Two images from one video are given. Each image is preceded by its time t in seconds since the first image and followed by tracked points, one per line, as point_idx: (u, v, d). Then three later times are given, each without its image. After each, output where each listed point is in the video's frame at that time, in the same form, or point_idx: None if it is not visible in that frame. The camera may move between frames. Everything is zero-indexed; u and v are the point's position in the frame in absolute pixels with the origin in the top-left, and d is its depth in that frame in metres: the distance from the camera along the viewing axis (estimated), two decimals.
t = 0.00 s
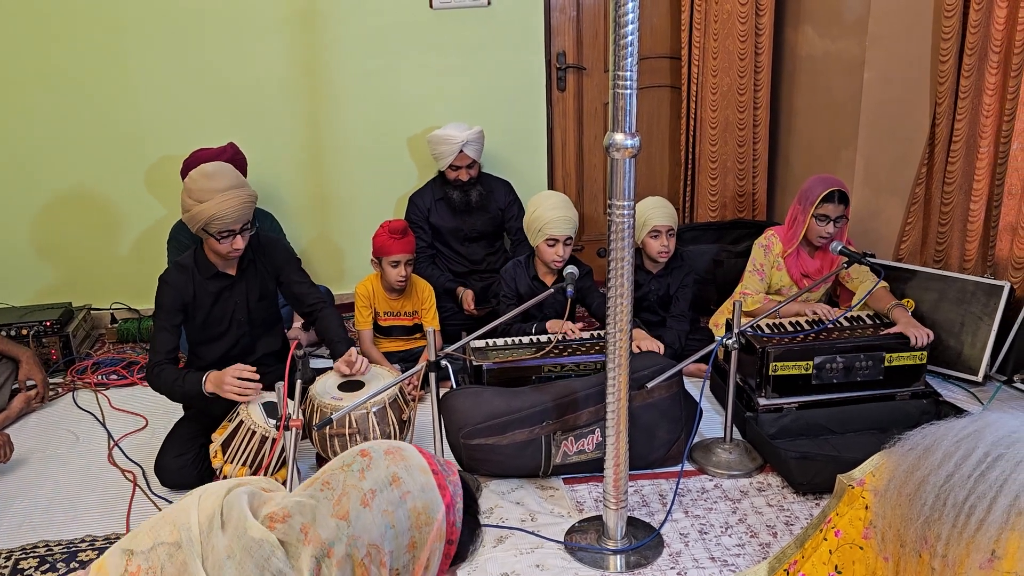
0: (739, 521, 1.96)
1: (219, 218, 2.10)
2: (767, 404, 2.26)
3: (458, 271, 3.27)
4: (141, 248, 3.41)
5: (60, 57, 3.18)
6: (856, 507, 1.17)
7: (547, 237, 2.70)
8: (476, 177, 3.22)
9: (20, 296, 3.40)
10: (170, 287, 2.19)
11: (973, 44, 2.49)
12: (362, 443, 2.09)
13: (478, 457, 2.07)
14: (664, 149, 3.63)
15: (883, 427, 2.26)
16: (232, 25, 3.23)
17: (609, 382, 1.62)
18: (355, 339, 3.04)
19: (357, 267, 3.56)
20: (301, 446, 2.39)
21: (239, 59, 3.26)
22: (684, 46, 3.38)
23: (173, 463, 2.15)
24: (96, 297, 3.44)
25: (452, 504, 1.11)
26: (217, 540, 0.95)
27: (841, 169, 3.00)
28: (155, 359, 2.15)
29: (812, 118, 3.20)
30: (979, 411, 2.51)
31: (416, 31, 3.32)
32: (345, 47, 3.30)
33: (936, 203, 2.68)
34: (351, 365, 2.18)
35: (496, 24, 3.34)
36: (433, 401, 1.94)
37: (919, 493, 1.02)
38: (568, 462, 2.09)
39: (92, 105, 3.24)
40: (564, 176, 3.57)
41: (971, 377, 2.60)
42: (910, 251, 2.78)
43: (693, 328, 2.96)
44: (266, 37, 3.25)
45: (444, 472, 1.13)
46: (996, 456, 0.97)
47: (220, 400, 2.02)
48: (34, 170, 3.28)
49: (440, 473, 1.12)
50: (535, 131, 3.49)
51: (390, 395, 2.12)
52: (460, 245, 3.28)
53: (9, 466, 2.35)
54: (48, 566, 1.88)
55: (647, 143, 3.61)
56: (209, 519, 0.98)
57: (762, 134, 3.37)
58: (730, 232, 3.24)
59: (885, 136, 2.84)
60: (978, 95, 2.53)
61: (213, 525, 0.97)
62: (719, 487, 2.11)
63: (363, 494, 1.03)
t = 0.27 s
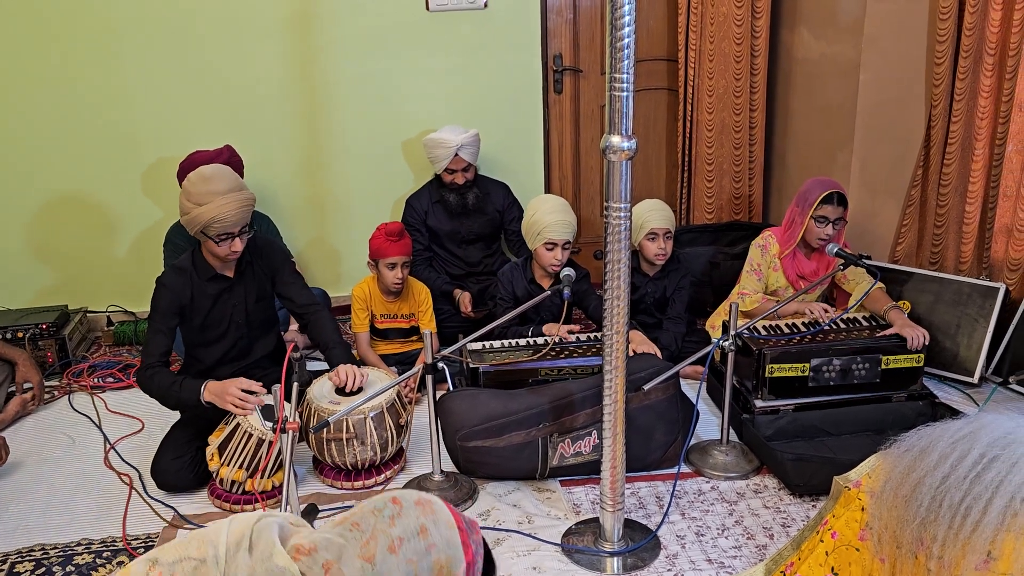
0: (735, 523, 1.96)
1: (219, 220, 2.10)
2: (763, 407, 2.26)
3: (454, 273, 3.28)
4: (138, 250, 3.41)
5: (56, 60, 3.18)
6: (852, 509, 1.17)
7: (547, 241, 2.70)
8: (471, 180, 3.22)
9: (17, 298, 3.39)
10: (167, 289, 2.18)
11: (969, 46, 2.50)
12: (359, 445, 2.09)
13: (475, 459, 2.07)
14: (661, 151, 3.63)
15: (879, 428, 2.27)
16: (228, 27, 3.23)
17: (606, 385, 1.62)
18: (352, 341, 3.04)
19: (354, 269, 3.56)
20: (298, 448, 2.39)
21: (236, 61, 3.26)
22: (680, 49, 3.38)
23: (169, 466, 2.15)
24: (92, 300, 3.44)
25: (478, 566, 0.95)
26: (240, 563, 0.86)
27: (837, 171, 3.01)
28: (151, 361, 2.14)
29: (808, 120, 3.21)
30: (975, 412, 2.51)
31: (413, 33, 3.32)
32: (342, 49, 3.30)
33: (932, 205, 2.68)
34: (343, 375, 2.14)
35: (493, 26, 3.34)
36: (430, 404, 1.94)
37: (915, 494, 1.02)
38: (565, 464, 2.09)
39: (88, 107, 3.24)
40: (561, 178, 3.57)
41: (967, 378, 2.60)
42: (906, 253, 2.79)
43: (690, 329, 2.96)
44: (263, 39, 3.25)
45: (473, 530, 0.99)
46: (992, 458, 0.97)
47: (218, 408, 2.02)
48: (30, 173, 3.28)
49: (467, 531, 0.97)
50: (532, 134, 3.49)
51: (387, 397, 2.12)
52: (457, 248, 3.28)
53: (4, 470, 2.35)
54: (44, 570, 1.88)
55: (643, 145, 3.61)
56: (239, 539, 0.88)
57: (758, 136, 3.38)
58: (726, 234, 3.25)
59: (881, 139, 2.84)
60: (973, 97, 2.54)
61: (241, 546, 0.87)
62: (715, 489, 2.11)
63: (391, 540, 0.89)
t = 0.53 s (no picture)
0: (733, 525, 1.96)
1: (215, 225, 2.10)
2: (761, 409, 2.26)
3: (452, 276, 3.28)
4: (135, 253, 3.40)
5: (54, 63, 3.18)
6: (850, 511, 1.17)
7: (546, 246, 2.71)
8: (470, 183, 3.22)
9: (14, 301, 3.39)
10: (164, 293, 2.17)
11: (965, 50, 2.50)
12: (357, 448, 2.09)
13: (474, 462, 2.07)
14: (658, 154, 3.64)
15: (876, 430, 2.29)
16: (226, 30, 3.23)
17: (604, 388, 1.63)
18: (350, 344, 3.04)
19: (351, 272, 3.56)
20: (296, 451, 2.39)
21: (234, 64, 3.26)
22: (678, 52, 3.39)
23: (167, 469, 2.15)
24: (89, 303, 3.44)
25: None
26: None
27: (834, 174, 3.01)
28: (150, 365, 2.14)
29: (804, 123, 3.22)
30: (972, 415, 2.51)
31: (411, 36, 3.32)
32: (340, 52, 3.30)
33: (929, 208, 2.69)
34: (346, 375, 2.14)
35: (491, 30, 3.35)
36: (428, 406, 1.94)
37: (913, 496, 1.02)
38: (563, 467, 2.10)
39: (85, 110, 3.24)
40: (558, 181, 3.57)
41: (964, 380, 2.61)
42: (902, 255, 2.79)
43: (687, 332, 2.96)
44: (261, 42, 3.25)
45: None
46: (989, 460, 0.97)
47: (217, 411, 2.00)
48: (27, 176, 3.27)
49: None
50: (530, 137, 3.50)
51: (385, 400, 2.12)
52: (454, 250, 3.29)
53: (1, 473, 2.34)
54: (40, 574, 1.87)
55: (641, 147, 3.62)
56: None
57: (755, 139, 3.38)
58: (724, 237, 3.26)
59: (878, 142, 2.85)
60: (970, 100, 2.55)
61: None
62: (713, 492, 2.11)
63: None
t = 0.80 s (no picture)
0: (731, 527, 1.96)
1: (215, 225, 2.10)
2: (758, 411, 2.27)
3: (449, 278, 3.28)
4: (132, 255, 3.40)
5: (51, 64, 3.18)
6: (847, 512, 1.17)
7: (547, 248, 2.71)
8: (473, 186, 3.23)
9: (12, 302, 3.39)
10: (161, 293, 2.17)
11: (961, 52, 2.51)
12: (355, 450, 2.09)
13: (472, 464, 2.07)
14: (656, 155, 3.64)
15: (874, 432, 2.28)
16: (224, 32, 3.23)
17: (601, 390, 1.63)
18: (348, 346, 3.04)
19: (349, 274, 3.56)
20: (293, 453, 2.39)
21: (232, 66, 3.26)
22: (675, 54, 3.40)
23: (164, 471, 2.14)
24: (87, 305, 3.43)
25: None
26: None
27: (831, 175, 3.02)
28: (146, 365, 2.14)
29: (802, 125, 3.23)
30: (969, 416, 2.52)
31: (408, 38, 3.32)
32: (337, 54, 3.30)
33: (926, 209, 2.69)
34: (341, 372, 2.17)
35: (488, 32, 3.35)
36: (425, 408, 1.94)
37: (910, 498, 1.02)
38: (561, 469, 2.10)
39: (83, 112, 3.24)
40: (556, 182, 3.58)
41: (961, 382, 2.62)
42: (899, 257, 2.80)
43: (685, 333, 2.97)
44: (259, 44, 3.25)
45: None
46: (986, 461, 0.97)
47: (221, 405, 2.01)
48: (24, 177, 3.27)
49: None
50: (528, 138, 3.50)
51: (382, 402, 2.11)
52: (452, 252, 3.29)
53: None
54: None
55: (639, 149, 3.63)
56: None
57: (752, 141, 3.39)
58: (722, 238, 3.26)
59: (874, 144, 2.86)
60: (966, 103, 2.55)
61: None
62: (711, 493, 2.11)
63: None
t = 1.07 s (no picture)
0: (730, 528, 1.96)
1: (216, 231, 2.10)
2: (757, 411, 2.26)
3: (449, 279, 3.28)
4: (131, 255, 3.40)
5: (50, 65, 3.18)
6: (846, 513, 1.16)
7: (548, 251, 2.71)
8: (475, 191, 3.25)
9: (12, 303, 3.39)
10: (161, 295, 2.17)
11: (961, 53, 2.51)
12: (354, 451, 2.09)
13: (471, 465, 2.07)
14: (655, 156, 3.64)
15: (873, 433, 2.28)
16: (223, 33, 3.23)
17: (600, 391, 1.63)
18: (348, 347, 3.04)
19: (349, 274, 3.56)
20: (293, 454, 2.39)
21: (231, 67, 3.26)
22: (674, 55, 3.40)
23: (163, 472, 2.14)
24: (86, 306, 3.43)
25: None
26: None
27: (831, 176, 3.02)
28: (146, 367, 2.13)
29: (801, 126, 3.23)
30: (968, 416, 2.52)
31: (408, 39, 3.32)
32: (337, 55, 3.30)
33: (925, 210, 2.69)
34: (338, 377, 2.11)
35: (488, 32, 3.35)
36: (424, 409, 1.94)
37: (909, 498, 1.02)
38: (560, 469, 2.10)
39: (82, 113, 3.24)
40: (555, 183, 3.58)
41: (960, 382, 2.62)
42: (898, 258, 2.80)
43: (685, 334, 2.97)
44: (258, 44, 3.25)
45: None
46: (985, 462, 0.97)
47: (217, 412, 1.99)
48: (23, 178, 3.27)
49: None
50: (527, 139, 3.50)
51: (381, 403, 2.11)
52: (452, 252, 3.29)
53: None
54: None
55: (638, 150, 3.63)
56: None
57: (752, 142, 3.39)
58: (721, 239, 3.26)
59: (873, 144, 2.86)
60: (965, 103, 2.55)
61: None
62: (710, 494, 2.11)
63: None
